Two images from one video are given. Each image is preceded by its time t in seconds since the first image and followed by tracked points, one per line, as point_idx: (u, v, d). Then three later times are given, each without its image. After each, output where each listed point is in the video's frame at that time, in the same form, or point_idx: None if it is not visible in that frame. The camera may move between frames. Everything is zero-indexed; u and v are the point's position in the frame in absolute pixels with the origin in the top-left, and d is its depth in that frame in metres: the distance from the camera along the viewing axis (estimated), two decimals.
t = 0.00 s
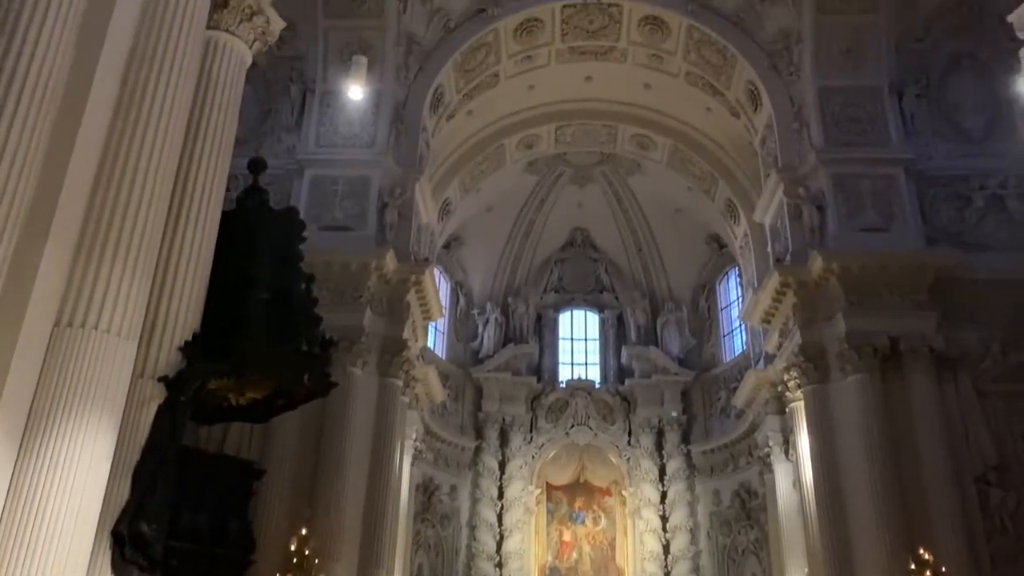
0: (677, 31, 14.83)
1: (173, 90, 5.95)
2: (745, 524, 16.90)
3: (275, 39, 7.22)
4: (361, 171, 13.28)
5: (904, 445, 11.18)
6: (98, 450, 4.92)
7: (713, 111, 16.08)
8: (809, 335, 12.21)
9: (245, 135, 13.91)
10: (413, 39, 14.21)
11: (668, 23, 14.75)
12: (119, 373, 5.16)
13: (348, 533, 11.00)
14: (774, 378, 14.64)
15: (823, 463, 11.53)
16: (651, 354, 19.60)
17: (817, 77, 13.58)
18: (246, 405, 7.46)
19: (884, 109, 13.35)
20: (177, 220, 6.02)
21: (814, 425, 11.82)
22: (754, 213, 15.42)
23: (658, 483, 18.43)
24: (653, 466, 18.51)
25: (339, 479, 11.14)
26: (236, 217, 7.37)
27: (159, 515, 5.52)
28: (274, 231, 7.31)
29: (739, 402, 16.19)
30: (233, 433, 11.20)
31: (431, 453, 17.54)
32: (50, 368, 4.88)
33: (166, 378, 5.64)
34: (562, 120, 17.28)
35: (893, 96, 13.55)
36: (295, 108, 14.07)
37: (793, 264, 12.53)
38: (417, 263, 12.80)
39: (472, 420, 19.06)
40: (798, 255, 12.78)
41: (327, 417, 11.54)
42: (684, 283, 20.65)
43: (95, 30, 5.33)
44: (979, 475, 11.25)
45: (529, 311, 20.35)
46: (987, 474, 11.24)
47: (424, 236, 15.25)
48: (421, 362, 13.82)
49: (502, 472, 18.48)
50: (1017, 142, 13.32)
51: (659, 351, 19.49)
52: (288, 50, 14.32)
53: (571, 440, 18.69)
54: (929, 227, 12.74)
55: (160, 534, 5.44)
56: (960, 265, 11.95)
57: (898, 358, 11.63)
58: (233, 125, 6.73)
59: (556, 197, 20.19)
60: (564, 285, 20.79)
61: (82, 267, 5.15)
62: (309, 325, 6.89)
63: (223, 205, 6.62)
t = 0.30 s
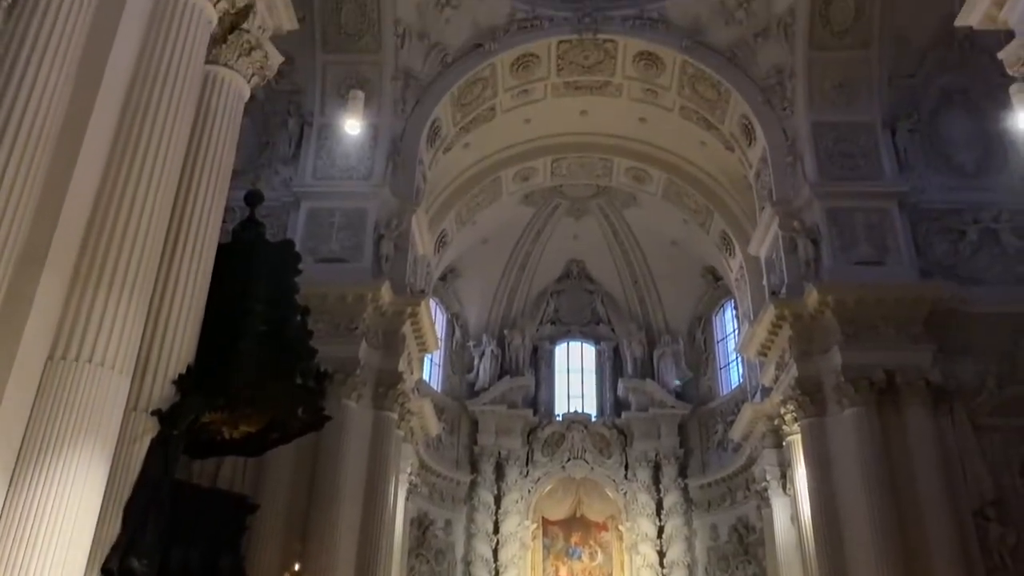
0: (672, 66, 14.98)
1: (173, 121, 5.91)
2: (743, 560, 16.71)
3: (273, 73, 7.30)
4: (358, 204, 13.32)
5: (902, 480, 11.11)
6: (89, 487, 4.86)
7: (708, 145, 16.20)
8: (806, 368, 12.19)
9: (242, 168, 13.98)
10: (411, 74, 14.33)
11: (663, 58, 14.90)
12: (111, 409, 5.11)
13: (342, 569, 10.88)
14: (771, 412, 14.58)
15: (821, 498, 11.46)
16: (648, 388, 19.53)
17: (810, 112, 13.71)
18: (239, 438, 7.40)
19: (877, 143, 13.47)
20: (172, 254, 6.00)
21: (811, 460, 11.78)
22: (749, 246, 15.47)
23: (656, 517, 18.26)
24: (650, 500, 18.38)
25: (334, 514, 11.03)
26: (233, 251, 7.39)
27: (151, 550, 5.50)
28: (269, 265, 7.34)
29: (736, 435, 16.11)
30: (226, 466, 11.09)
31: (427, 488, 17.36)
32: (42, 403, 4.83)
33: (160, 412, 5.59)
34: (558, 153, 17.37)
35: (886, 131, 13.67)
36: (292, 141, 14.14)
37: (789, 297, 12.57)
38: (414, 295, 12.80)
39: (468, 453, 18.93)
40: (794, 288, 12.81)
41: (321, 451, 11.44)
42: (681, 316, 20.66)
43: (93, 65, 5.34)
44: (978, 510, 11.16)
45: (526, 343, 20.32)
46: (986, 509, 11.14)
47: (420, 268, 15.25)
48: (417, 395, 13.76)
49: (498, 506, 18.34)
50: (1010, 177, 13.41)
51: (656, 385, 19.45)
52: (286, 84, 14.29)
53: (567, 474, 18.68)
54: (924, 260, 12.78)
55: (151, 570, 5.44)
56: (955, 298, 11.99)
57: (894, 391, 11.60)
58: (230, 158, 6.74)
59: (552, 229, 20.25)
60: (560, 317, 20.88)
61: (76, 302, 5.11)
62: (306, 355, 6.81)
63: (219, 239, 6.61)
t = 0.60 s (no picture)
0: (667, 100, 15.12)
1: (172, 152, 5.93)
2: None
3: (271, 106, 7.36)
4: (355, 235, 13.34)
5: (899, 514, 11.06)
6: (81, 519, 4.81)
7: (703, 178, 16.30)
8: (802, 401, 12.16)
9: (239, 199, 14.03)
10: (408, 107, 14.45)
11: (657, 92, 15.04)
12: (103, 440, 5.07)
13: None
14: (768, 444, 14.51)
15: (819, 531, 11.37)
16: (645, 420, 19.43)
17: (804, 146, 13.82)
18: (231, 470, 7.32)
19: (871, 177, 13.56)
20: (168, 286, 6.00)
21: (809, 493, 11.68)
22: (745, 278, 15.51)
23: (653, 552, 18.07)
24: (647, 534, 18.18)
25: (327, 548, 10.91)
26: (229, 281, 7.39)
27: None
28: (266, 295, 7.33)
29: (734, 468, 16.00)
30: (220, 499, 11.00)
31: (422, 521, 17.21)
32: (35, 434, 4.80)
33: (153, 444, 5.54)
34: (554, 185, 17.46)
35: (880, 164, 13.77)
36: (290, 173, 14.20)
37: (785, 329, 12.58)
38: (410, 326, 12.79)
39: (463, 486, 18.81)
40: (790, 320, 12.83)
41: (315, 484, 11.35)
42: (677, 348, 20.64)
43: (94, 96, 5.37)
44: (978, 545, 11.03)
45: (522, 375, 20.29)
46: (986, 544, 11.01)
47: (416, 300, 15.23)
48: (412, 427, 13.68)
49: (493, 540, 18.13)
50: (1003, 210, 13.49)
51: (653, 417, 19.34)
52: (284, 117, 14.45)
53: (564, 507, 18.47)
54: (919, 293, 12.81)
55: None
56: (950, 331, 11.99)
57: (891, 424, 11.57)
58: (227, 191, 6.77)
59: (549, 260, 20.30)
60: (556, 348, 20.84)
61: (71, 331, 5.09)
62: (302, 389, 6.82)
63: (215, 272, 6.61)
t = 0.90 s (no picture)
0: (662, 131, 15.22)
1: (168, 183, 5.92)
2: None
3: (268, 137, 7.39)
4: (351, 264, 13.34)
5: (898, 547, 10.98)
6: (69, 554, 4.74)
7: (699, 208, 16.37)
8: (800, 432, 12.11)
9: (236, 229, 14.04)
10: (405, 137, 14.53)
11: (653, 123, 15.15)
12: (93, 474, 5.03)
13: None
14: (766, 475, 14.42)
15: (817, 565, 11.32)
16: (643, 451, 19.32)
17: (800, 177, 13.90)
18: (225, 501, 7.23)
19: (867, 207, 13.61)
20: (164, 316, 5.97)
21: (809, 526, 11.61)
22: (741, 307, 15.52)
23: None
24: (644, 567, 18.01)
25: None
26: (225, 310, 7.35)
27: None
28: (262, 324, 7.27)
29: (731, 499, 15.88)
30: (213, 531, 10.89)
31: (417, 553, 17.05)
32: (26, 466, 4.74)
33: (145, 477, 5.49)
34: (550, 215, 17.51)
35: (875, 195, 13.83)
36: (287, 203, 14.20)
37: (781, 359, 12.56)
38: (406, 356, 12.75)
39: (459, 518, 18.66)
40: (787, 350, 12.81)
41: (310, 516, 11.24)
42: (674, 377, 20.60)
43: (90, 130, 5.37)
44: None
45: (519, 405, 20.21)
46: None
47: (413, 330, 15.20)
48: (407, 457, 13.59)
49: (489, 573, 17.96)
50: (998, 240, 13.54)
51: (651, 448, 19.23)
52: (282, 146, 14.52)
53: (560, 539, 18.38)
54: (915, 323, 12.83)
55: None
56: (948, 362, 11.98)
57: (890, 455, 11.51)
58: (224, 221, 6.76)
59: (545, 289, 20.30)
60: (553, 378, 20.76)
61: (64, 363, 5.04)
62: (297, 420, 6.79)
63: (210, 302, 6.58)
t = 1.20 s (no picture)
0: (658, 160, 15.31)
1: (165, 212, 5.92)
2: None
3: (266, 165, 7.41)
4: (348, 292, 13.34)
5: None
6: None
7: (695, 236, 16.43)
8: (798, 461, 12.06)
9: (233, 256, 14.06)
10: (403, 164, 14.60)
11: (649, 152, 15.24)
12: (86, 505, 4.98)
13: None
14: (764, 505, 14.34)
15: None
16: (640, 481, 19.19)
17: (796, 206, 13.96)
18: (219, 531, 7.14)
19: (862, 236, 13.67)
20: (160, 342, 5.96)
21: (807, 557, 11.53)
22: (738, 336, 15.51)
23: None
24: None
25: None
26: (220, 338, 7.36)
27: None
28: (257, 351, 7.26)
29: (729, 529, 15.78)
30: (206, 561, 10.79)
31: None
32: (19, 495, 4.70)
33: (139, 506, 5.45)
34: (547, 243, 17.56)
35: (870, 223, 13.89)
36: (284, 231, 14.22)
37: (779, 388, 12.55)
38: (402, 384, 12.71)
39: (455, 548, 18.52)
40: (784, 379, 12.80)
41: (304, 546, 11.14)
42: (671, 406, 20.54)
43: (89, 159, 5.39)
44: None
45: (515, 433, 20.12)
46: None
47: (409, 358, 15.15)
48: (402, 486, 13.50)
49: None
50: (993, 269, 13.58)
51: (649, 478, 19.09)
52: (280, 174, 14.58)
53: (557, 569, 18.37)
54: (912, 352, 12.83)
55: None
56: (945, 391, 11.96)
57: (888, 485, 11.46)
58: (220, 250, 6.76)
59: (542, 317, 20.29)
60: (549, 406, 20.70)
61: (58, 392, 5.01)
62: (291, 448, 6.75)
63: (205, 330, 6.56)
